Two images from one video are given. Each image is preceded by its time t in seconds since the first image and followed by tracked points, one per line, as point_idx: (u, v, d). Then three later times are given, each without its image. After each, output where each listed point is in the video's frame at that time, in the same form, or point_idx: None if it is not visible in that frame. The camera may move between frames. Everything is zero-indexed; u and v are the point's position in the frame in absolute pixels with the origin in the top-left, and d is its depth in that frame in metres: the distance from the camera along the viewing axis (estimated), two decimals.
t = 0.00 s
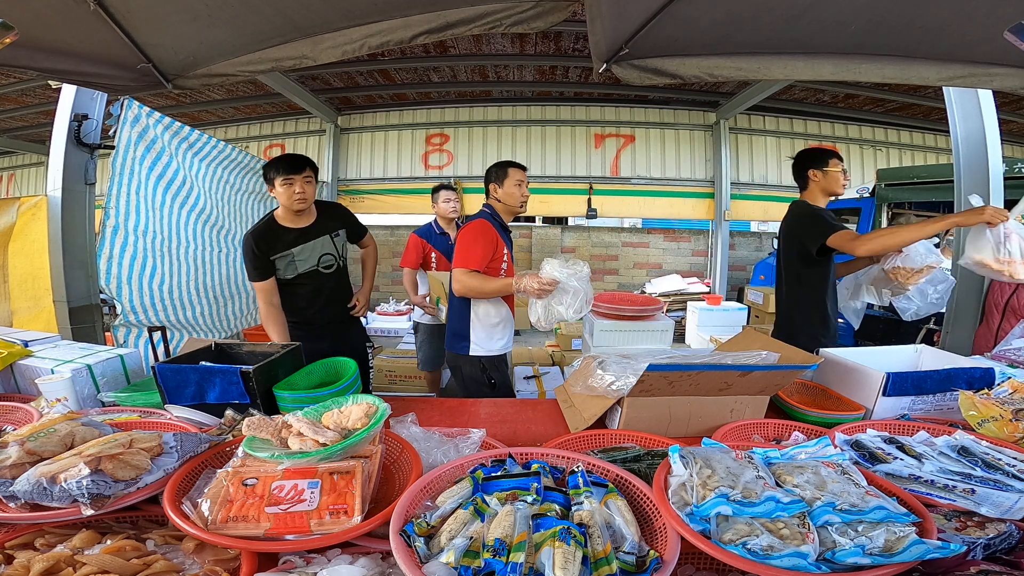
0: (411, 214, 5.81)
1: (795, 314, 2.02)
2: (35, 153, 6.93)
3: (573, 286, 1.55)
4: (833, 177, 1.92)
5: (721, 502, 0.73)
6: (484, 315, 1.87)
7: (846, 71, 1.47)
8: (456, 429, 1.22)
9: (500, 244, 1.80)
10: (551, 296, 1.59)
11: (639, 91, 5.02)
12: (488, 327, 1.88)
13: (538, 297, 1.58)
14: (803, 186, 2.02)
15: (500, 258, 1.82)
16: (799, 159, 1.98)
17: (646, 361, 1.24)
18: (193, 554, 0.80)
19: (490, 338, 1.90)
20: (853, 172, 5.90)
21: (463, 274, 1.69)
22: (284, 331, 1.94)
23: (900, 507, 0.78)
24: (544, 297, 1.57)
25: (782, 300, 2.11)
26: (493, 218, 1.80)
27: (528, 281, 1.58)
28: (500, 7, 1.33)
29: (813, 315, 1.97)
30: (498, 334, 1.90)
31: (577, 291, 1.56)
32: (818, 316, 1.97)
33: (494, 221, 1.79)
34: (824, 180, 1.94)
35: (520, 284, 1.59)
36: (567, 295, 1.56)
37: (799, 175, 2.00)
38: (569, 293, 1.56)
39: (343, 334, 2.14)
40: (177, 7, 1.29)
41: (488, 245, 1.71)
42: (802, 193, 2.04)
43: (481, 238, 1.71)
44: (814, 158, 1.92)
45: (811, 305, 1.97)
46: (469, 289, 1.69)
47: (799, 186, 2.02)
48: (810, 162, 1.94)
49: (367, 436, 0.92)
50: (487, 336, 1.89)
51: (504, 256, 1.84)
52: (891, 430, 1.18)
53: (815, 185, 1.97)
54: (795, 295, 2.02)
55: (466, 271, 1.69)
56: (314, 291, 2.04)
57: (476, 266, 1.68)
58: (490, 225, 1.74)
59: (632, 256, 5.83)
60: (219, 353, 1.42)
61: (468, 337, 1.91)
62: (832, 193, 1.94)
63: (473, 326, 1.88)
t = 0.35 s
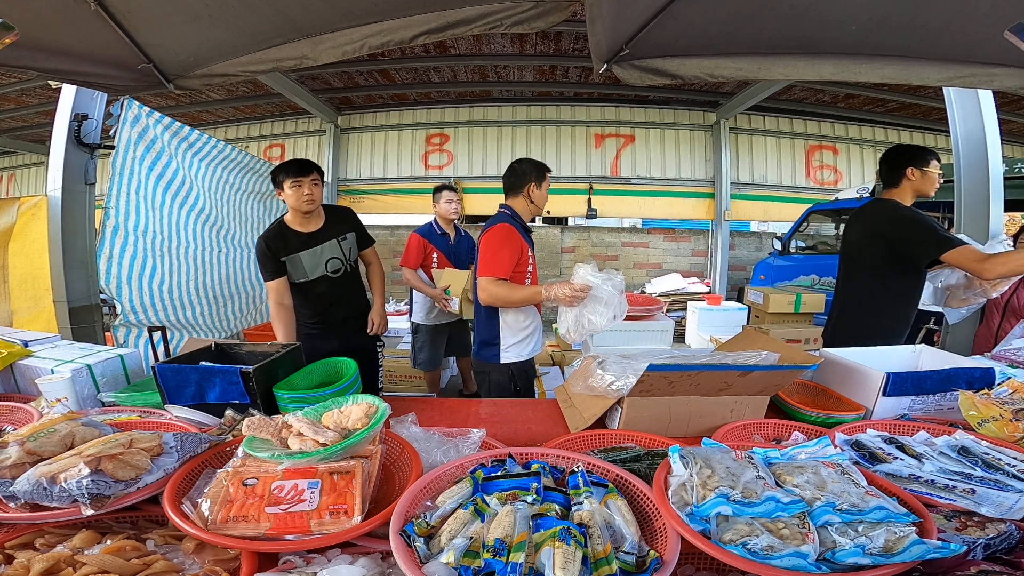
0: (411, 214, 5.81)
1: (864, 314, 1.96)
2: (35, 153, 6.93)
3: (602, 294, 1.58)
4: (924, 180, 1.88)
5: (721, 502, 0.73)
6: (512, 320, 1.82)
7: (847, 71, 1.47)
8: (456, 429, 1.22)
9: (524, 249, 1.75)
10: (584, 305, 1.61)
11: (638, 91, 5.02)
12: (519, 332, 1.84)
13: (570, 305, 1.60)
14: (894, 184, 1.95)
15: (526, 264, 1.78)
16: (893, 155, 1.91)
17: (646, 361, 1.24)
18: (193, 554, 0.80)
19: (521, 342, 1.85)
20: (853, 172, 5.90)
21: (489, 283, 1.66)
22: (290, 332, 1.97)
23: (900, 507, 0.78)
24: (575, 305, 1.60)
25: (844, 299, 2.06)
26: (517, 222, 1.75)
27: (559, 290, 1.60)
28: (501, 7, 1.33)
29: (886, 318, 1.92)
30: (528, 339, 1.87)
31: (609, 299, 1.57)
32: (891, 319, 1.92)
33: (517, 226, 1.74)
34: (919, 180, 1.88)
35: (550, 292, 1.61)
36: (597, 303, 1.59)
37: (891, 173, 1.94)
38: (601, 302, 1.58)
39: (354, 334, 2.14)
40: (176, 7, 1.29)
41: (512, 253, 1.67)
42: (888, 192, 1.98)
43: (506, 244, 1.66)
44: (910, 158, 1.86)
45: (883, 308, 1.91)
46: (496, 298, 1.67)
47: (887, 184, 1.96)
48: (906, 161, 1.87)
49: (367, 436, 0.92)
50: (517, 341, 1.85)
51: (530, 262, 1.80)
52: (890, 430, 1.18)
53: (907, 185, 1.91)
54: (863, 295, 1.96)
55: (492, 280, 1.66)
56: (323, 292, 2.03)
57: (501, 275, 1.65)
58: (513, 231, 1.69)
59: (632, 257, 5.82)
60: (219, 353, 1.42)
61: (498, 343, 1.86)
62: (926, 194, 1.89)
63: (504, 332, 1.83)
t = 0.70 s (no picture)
0: (411, 214, 5.81)
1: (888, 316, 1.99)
2: (34, 153, 6.93)
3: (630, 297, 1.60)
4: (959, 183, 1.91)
5: (721, 502, 0.73)
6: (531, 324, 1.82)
7: (846, 71, 1.47)
8: (456, 429, 1.22)
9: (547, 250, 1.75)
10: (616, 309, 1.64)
11: (638, 91, 5.02)
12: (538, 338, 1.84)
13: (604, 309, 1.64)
14: (932, 185, 1.96)
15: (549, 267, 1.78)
16: (933, 156, 1.92)
17: (647, 361, 1.24)
18: (193, 554, 0.80)
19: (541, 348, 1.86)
20: (853, 172, 5.90)
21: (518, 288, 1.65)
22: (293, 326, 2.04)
23: (900, 507, 0.78)
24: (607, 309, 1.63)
25: (866, 300, 2.10)
26: (538, 223, 1.76)
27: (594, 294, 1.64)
28: (501, 7, 1.33)
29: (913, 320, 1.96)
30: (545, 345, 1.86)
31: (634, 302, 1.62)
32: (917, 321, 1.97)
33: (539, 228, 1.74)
34: (957, 184, 1.92)
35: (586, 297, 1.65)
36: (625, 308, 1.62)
37: (931, 172, 1.94)
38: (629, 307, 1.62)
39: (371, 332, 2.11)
40: (177, 7, 1.29)
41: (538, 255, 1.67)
42: (925, 193, 1.99)
43: (529, 245, 1.67)
44: (952, 158, 1.88)
45: (910, 310, 1.95)
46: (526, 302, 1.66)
47: (925, 183, 1.97)
48: (948, 162, 1.89)
49: (367, 436, 0.92)
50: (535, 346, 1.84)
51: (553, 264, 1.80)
52: (890, 430, 1.18)
53: (944, 185, 1.94)
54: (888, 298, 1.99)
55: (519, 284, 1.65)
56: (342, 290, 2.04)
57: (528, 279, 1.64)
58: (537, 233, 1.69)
59: (632, 256, 5.80)
60: (218, 353, 1.42)
61: (517, 349, 1.86)
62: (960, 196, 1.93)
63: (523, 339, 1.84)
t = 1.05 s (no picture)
0: (411, 214, 5.81)
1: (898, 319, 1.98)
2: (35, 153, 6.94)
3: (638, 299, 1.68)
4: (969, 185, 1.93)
5: (721, 502, 0.73)
6: (554, 325, 1.82)
7: (846, 71, 1.47)
8: (456, 429, 1.22)
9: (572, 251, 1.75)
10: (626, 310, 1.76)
11: (638, 91, 5.02)
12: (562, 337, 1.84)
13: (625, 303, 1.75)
14: (943, 189, 1.95)
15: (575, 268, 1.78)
16: (941, 158, 1.93)
17: (647, 361, 1.24)
18: (193, 554, 0.80)
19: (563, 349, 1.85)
20: (853, 172, 5.90)
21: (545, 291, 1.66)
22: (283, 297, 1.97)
23: (900, 507, 0.78)
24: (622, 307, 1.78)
25: (872, 303, 2.09)
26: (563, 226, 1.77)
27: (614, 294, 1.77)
28: (501, 7, 1.33)
29: (921, 322, 1.96)
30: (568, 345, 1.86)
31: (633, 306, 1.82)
32: (925, 323, 1.97)
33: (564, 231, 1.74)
34: (968, 185, 1.93)
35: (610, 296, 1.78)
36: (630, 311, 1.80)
37: (943, 173, 1.93)
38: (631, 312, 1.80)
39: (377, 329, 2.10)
40: (177, 7, 1.29)
41: (564, 259, 1.67)
42: (937, 194, 1.98)
43: (554, 246, 1.67)
44: (960, 160, 1.89)
45: (919, 312, 1.95)
46: (555, 307, 1.66)
47: (937, 185, 1.96)
48: (957, 164, 1.90)
49: (367, 436, 0.92)
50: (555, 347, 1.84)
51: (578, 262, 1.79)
52: (891, 431, 1.18)
53: (956, 187, 1.94)
54: (897, 301, 1.98)
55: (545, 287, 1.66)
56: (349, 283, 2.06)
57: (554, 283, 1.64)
58: (561, 237, 1.70)
59: (632, 256, 5.80)
60: (218, 353, 1.42)
61: (538, 349, 1.88)
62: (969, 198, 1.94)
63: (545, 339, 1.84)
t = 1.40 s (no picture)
0: (411, 214, 5.81)
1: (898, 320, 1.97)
2: (35, 153, 6.94)
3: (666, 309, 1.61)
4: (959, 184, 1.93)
5: (721, 502, 0.73)
6: (582, 314, 1.83)
7: (846, 71, 1.47)
8: (456, 429, 1.23)
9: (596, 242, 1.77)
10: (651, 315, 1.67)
11: (638, 91, 5.02)
12: (590, 328, 1.83)
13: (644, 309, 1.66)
14: (934, 189, 1.96)
15: (598, 259, 1.79)
16: (929, 159, 1.94)
17: (647, 360, 1.24)
18: (193, 554, 0.80)
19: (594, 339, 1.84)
20: (853, 172, 5.90)
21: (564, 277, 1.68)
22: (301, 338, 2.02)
23: (900, 507, 0.78)
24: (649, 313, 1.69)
25: (873, 304, 2.08)
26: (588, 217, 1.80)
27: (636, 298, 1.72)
28: (501, 7, 1.33)
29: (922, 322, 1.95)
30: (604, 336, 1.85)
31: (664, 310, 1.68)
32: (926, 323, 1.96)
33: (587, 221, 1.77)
34: (959, 183, 1.93)
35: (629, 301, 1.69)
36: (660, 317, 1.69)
37: (931, 173, 1.94)
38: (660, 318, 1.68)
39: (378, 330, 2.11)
40: (177, 7, 1.29)
41: (586, 248, 1.69)
42: (927, 194, 1.98)
43: (579, 237, 1.70)
44: (949, 161, 1.89)
45: (919, 313, 1.94)
46: (572, 291, 1.69)
47: (927, 184, 1.96)
48: (946, 164, 1.90)
49: (367, 436, 0.92)
50: (583, 336, 1.85)
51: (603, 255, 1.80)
52: (890, 430, 1.18)
53: (947, 187, 1.94)
54: (897, 301, 1.97)
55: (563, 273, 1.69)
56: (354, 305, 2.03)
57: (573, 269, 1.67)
58: (584, 226, 1.73)
59: (632, 257, 5.80)
60: (219, 353, 1.42)
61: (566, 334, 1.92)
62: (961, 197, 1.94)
63: (573, 326, 1.87)
